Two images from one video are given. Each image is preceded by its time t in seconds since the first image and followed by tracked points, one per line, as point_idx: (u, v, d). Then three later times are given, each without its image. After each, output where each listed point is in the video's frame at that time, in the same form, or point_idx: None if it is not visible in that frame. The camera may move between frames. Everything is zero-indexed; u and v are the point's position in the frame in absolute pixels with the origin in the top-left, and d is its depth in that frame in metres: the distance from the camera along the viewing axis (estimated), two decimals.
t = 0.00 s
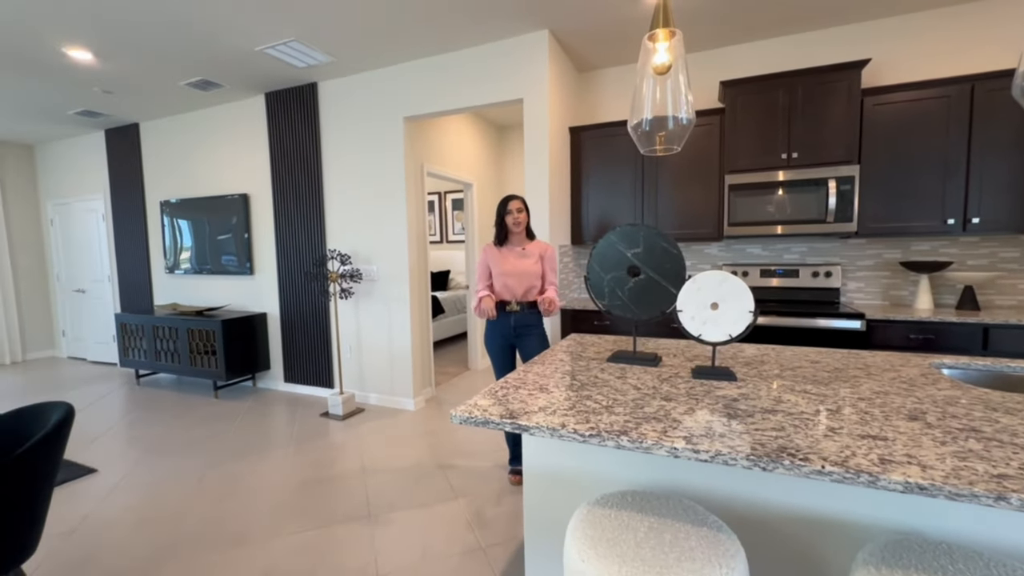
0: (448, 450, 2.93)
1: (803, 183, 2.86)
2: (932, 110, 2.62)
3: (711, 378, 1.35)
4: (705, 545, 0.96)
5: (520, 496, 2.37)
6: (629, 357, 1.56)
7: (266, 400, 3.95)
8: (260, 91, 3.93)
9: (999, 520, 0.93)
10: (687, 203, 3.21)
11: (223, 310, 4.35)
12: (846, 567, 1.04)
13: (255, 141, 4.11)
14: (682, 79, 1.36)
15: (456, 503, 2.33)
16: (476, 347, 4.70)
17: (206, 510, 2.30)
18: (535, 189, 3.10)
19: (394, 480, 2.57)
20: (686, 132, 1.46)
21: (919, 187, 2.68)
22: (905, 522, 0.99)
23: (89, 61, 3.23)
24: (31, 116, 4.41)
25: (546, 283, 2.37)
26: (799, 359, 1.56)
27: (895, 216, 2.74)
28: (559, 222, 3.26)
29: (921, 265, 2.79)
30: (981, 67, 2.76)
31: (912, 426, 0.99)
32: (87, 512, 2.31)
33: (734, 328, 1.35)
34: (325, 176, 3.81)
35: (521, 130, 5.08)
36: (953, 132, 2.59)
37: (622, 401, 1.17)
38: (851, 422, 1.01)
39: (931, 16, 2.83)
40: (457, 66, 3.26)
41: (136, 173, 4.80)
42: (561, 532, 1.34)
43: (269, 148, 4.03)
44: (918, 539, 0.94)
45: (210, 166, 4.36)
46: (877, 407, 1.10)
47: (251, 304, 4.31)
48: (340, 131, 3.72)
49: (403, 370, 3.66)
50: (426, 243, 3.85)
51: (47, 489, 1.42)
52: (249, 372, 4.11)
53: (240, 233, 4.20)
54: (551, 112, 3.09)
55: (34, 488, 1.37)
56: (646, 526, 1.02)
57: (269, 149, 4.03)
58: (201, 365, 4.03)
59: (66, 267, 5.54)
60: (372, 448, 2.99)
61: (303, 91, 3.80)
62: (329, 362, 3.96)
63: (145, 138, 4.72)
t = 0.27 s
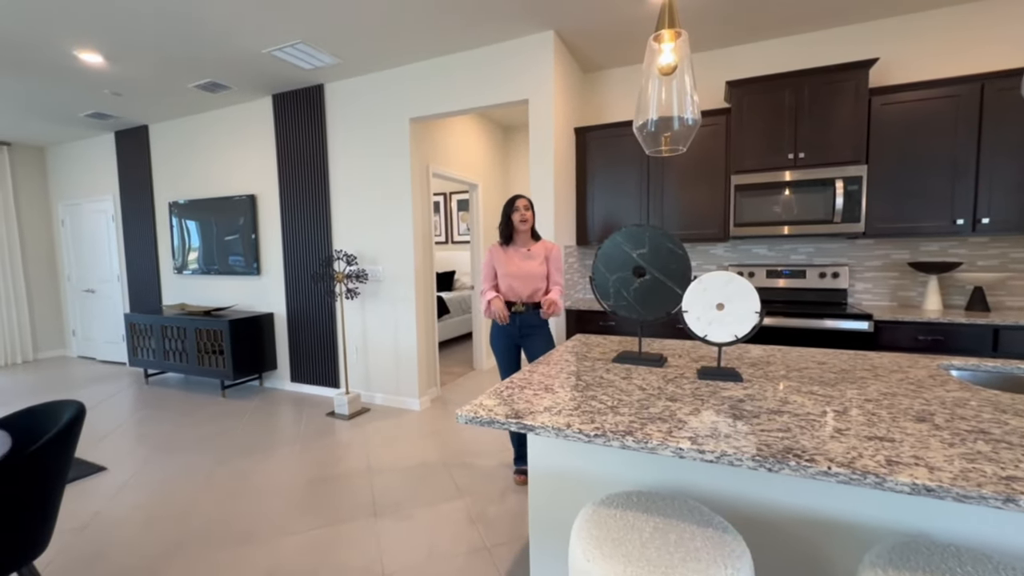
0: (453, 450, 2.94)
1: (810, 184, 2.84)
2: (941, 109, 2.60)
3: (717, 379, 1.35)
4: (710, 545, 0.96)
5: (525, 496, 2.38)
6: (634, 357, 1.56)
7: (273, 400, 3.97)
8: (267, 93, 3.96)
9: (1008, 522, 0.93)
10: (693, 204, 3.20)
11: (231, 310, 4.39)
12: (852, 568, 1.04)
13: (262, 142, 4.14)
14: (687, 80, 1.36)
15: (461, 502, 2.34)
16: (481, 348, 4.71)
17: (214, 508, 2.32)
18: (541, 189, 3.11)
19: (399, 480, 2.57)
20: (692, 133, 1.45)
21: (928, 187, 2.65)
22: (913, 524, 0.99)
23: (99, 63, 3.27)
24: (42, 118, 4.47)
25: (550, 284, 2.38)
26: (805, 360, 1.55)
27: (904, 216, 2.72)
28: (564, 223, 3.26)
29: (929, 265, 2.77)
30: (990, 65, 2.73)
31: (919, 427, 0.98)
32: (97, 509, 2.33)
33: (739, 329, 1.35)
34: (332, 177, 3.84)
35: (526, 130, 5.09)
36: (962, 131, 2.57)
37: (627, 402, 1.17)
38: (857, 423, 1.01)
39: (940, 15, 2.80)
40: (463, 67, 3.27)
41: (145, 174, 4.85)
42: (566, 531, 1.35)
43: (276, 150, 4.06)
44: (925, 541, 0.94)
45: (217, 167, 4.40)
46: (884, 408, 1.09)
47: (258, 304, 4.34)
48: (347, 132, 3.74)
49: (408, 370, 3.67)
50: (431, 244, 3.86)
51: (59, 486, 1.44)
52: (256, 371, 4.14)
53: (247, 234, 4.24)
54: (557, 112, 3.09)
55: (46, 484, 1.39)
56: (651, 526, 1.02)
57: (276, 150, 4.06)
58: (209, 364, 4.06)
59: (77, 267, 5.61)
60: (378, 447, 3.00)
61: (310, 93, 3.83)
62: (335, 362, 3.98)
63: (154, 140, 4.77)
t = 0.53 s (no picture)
0: (457, 450, 2.94)
1: (816, 184, 2.83)
2: (949, 109, 2.58)
3: (723, 380, 1.35)
4: (716, 546, 0.96)
5: (530, 496, 2.38)
6: (639, 358, 1.56)
7: (279, 400, 4.00)
8: (274, 95, 3.99)
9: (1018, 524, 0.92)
10: (698, 204, 3.20)
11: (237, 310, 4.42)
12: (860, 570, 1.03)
13: (268, 143, 4.17)
14: (693, 81, 1.36)
15: (466, 502, 2.34)
16: (485, 348, 4.72)
17: (221, 507, 2.33)
18: (545, 190, 3.11)
19: (404, 480, 2.59)
20: (697, 134, 1.46)
21: (936, 188, 2.64)
22: (922, 526, 0.99)
23: (108, 66, 3.31)
24: (52, 121, 4.52)
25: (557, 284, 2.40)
26: (811, 361, 1.55)
27: (911, 217, 2.70)
28: (569, 223, 3.26)
29: (937, 266, 2.75)
30: (999, 65, 2.71)
31: (927, 429, 0.98)
32: (106, 508, 2.35)
33: (745, 330, 1.35)
34: (337, 178, 3.86)
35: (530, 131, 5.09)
36: (970, 131, 2.55)
37: (633, 403, 1.17)
38: (864, 425, 1.00)
39: (949, 15, 2.78)
40: (469, 68, 3.28)
41: (153, 176, 4.89)
42: (571, 532, 1.35)
43: (282, 151, 4.09)
44: (933, 543, 0.93)
45: (224, 169, 4.43)
46: (892, 410, 1.09)
47: (264, 304, 4.37)
48: (353, 133, 3.76)
49: (413, 371, 3.68)
50: (436, 245, 3.87)
51: (70, 484, 1.46)
52: (262, 371, 4.16)
53: (254, 235, 4.27)
54: (562, 113, 3.09)
55: (59, 482, 1.41)
56: (656, 527, 1.02)
57: (282, 152, 4.09)
58: (216, 364, 4.09)
59: (85, 268, 5.66)
60: (383, 448, 3.01)
61: (316, 95, 3.85)
62: (340, 362, 4.00)
63: (162, 142, 4.81)
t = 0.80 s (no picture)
0: (461, 451, 2.94)
1: (822, 184, 2.82)
2: (956, 109, 2.56)
3: (727, 382, 1.34)
4: (721, 548, 0.95)
5: (533, 497, 2.38)
6: (644, 359, 1.56)
7: (283, 400, 4.01)
8: (279, 96, 4.01)
9: None
10: (703, 205, 3.18)
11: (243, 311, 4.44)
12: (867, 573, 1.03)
13: (274, 144, 4.19)
14: (698, 81, 1.36)
15: (470, 503, 2.34)
16: (489, 349, 4.72)
17: (226, 507, 2.35)
18: (549, 191, 3.11)
19: (408, 480, 2.59)
20: (702, 134, 1.45)
21: (943, 188, 2.62)
22: (929, 529, 0.98)
23: (116, 69, 3.34)
24: (60, 122, 4.56)
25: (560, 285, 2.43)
26: (817, 363, 1.54)
27: (918, 217, 2.68)
28: (573, 224, 3.26)
29: (944, 267, 2.73)
30: (1007, 64, 2.69)
31: (935, 431, 0.97)
32: (113, 506, 2.37)
33: (750, 331, 1.34)
34: (342, 179, 3.87)
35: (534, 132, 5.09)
36: (978, 131, 2.53)
37: (637, 404, 1.17)
38: (871, 426, 1.00)
39: (957, 14, 2.76)
40: (473, 69, 3.29)
41: (160, 177, 4.92)
42: (575, 533, 1.35)
43: (288, 152, 4.11)
44: (941, 546, 0.93)
45: (230, 170, 4.46)
46: (899, 411, 1.08)
47: (269, 304, 4.39)
48: (357, 134, 3.77)
49: (417, 371, 3.69)
50: (440, 245, 3.88)
51: (80, 482, 1.47)
52: (267, 371, 4.18)
53: (259, 235, 4.29)
54: (566, 114, 3.09)
55: (69, 480, 1.43)
56: (661, 528, 1.02)
57: (287, 153, 4.11)
58: (221, 364, 4.11)
59: (93, 268, 5.71)
60: (387, 448, 3.02)
61: (321, 96, 3.87)
62: (345, 362, 4.01)
63: (169, 143, 4.84)
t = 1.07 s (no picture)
0: (465, 451, 2.95)
1: (827, 185, 2.81)
2: (962, 109, 2.55)
3: (732, 383, 1.34)
4: (726, 550, 0.95)
5: (537, 498, 2.38)
6: (648, 360, 1.55)
7: (287, 400, 4.03)
8: (283, 98, 4.02)
9: None
10: (706, 206, 3.18)
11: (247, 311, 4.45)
12: None
13: (278, 146, 4.21)
14: (703, 81, 1.35)
15: (473, 503, 2.34)
16: (492, 350, 4.72)
17: (231, 507, 2.35)
18: (553, 192, 3.11)
19: (412, 480, 2.59)
20: (707, 135, 1.45)
21: (949, 189, 2.60)
22: (937, 532, 0.97)
23: (122, 71, 3.36)
24: (67, 124, 4.59)
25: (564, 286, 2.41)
26: (822, 364, 1.53)
27: (924, 218, 2.67)
28: (577, 225, 3.26)
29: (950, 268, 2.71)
30: (1014, 63, 2.67)
31: (942, 434, 0.96)
32: (119, 506, 2.38)
33: (755, 332, 1.34)
34: (346, 180, 3.88)
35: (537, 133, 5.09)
36: (984, 131, 2.51)
37: (642, 405, 1.17)
38: (877, 429, 0.99)
39: (963, 13, 2.74)
40: (476, 70, 3.29)
41: (165, 178, 4.95)
42: (579, 534, 1.35)
43: (292, 154, 4.12)
44: (948, 550, 0.92)
45: (234, 171, 4.48)
46: (906, 414, 1.07)
47: (273, 305, 4.41)
48: (361, 136, 3.78)
49: (420, 372, 3.69)
50: (444, 246, 3.89)
51: (87, 482, 1.48)
52: (271, 371, 4.19)
53: (263, 236, 4.31)
54: (569, 115, 3.09)
55: (76, 480, 1.44)
56: (666, 530, 1.01)
57: (292, 154, 4.12)
58: (226, 365, 4.13)
59: (98, 269, 5.75)
60: (391, 448, 3.02)
61: (325, 97, 3.89)
62: (349, 363, 4.02)
63: (174, 144, 4.87)
